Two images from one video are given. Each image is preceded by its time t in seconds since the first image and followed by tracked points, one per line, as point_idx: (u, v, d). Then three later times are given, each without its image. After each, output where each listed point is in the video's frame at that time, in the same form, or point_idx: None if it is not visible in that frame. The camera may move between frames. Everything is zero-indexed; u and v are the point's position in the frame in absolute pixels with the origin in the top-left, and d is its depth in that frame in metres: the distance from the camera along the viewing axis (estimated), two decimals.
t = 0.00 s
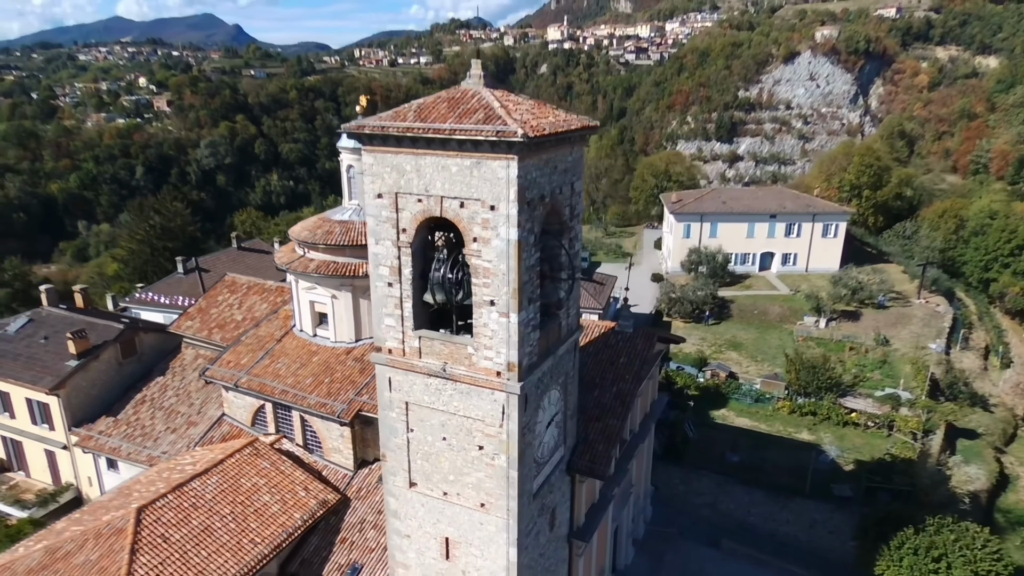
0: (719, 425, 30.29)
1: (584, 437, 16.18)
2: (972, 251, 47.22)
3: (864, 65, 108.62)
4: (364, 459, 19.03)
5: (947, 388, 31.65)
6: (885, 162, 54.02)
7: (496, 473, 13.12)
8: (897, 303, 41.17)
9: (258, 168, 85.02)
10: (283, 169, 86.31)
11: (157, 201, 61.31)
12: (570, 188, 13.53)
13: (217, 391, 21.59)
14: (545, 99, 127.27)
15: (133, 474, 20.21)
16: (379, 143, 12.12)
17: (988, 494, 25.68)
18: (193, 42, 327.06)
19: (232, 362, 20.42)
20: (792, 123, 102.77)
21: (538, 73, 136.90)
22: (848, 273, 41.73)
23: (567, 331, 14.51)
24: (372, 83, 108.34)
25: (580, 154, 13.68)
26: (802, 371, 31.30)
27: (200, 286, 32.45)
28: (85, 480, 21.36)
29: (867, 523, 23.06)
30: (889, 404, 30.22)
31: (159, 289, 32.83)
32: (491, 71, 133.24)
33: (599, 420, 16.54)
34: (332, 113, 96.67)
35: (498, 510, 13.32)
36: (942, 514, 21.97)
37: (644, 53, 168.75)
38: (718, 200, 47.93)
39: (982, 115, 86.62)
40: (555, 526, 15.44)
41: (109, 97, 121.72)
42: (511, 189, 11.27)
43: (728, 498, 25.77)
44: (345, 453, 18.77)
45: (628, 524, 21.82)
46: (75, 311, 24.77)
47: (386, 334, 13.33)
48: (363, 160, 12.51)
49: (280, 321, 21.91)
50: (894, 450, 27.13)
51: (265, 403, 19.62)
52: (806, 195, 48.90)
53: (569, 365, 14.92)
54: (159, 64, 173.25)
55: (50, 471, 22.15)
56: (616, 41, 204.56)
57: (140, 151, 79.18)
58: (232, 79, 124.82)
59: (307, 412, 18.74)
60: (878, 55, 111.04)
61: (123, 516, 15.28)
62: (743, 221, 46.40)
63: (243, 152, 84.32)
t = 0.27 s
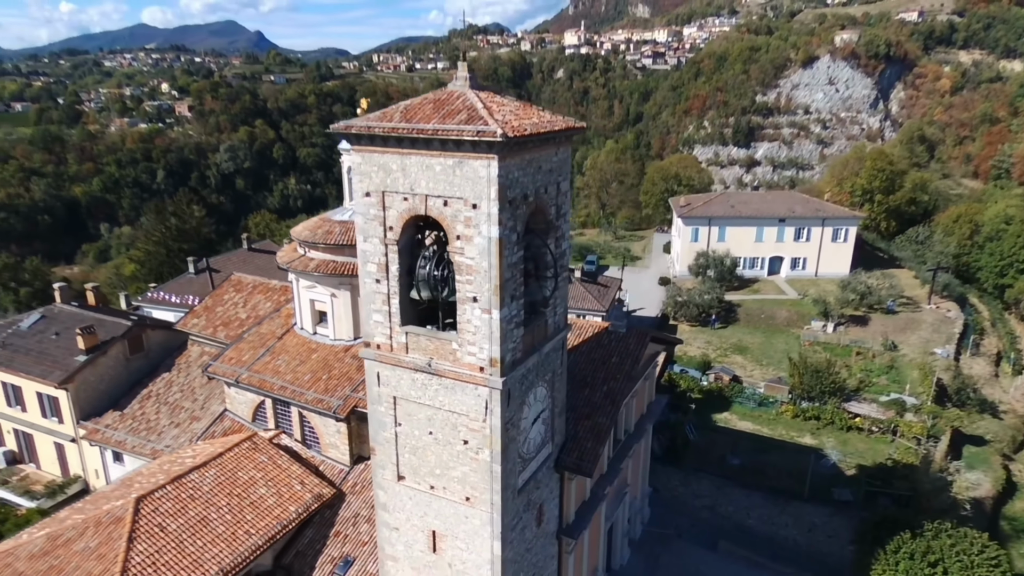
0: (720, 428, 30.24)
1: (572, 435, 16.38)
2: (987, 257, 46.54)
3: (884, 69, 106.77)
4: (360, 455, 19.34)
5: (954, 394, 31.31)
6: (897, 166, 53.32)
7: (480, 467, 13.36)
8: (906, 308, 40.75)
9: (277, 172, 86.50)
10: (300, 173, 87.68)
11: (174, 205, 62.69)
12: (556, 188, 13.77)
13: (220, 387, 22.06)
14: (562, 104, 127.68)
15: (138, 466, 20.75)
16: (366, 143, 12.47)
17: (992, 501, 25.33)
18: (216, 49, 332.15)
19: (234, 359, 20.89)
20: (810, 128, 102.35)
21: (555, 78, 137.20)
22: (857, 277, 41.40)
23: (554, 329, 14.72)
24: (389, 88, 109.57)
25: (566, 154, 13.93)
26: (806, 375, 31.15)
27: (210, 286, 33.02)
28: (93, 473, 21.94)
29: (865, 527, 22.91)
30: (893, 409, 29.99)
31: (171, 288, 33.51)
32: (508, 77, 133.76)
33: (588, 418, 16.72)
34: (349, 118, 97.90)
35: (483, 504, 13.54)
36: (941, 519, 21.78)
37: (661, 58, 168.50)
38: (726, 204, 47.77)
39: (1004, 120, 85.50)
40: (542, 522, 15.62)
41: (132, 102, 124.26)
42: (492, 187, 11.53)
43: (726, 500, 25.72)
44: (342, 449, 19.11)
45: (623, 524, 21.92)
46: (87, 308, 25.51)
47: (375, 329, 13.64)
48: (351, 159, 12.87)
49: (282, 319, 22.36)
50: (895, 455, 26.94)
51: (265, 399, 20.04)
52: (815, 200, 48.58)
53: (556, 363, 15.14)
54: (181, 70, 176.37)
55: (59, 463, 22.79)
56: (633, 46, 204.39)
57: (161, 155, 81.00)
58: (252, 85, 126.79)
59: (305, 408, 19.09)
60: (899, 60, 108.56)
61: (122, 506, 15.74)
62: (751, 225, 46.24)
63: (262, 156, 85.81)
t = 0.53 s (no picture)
0: (722, 431, 30.22)
1: (563, 433, 16.54)
2: (1001, 262, 45.93)
3: (904, 73, 106.04)
4: (358, 451, 19.65)
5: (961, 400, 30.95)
6: (910, 170, 52.81)
7: (467, 462, 13.58)
8: (916, 312, 40.35)
9: (293, 176, 88.00)
10: (316, 177, 89.38)
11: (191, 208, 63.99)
12: (543, 188, 13.99)
13: (224, 384, 22.53)
14: (576, 108, 127.88)
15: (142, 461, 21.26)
16: (357, 144, 12.79)
17: (997, 507, 25.03)
18: (237, 55, 336.51)
19: (237, 356, 21.33)
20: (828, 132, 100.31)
21: (570, 83, 137.45)
22: (866, 281, 41.10)
23: (543, 327, 14.92)
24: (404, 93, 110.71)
25: (554, 155, 14.15)
26: (809, 378, 31.04)
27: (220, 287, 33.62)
28: (99, 467, 22.49)
29: (864, 532, 22.83)
30: (898, 414, 29.78)
31: (181, 288, 34.17)
32: (522, 82, 134.28)
33: (580, 417, 16.88)
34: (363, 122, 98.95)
35: (470, 499, 13.76)
36: (940, 523, 21.69)
37: (676, 62, 168.08)
38: (734, 208, 47.66)
39: None
40: (532, 518, 15.81)
41: (153, 107, 126.63)
42: (476, 187, 11.78)
43: (726, 503, 25.70)
44: (339, 445, 19.41)
45: (619, 524, 22.02)
46: (98, 307, 26.18)
47: (365, 326, 13.93)
48: (343, 159, 13.19)
49: (285, 318, 22.78)
50: (898, 460, 26.76)
51: (266, 396, 20.44)
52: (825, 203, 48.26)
53: (546, 361, 15.32)
54: (202, 76, 179.24)
55: (68, 457, 23.40)
56: (649, 50, 204.08)
57: (180, 160, 83.13)
58: (270, 90, 128.56)
59: (304, 405, 19.46)
60: (919, 63, 108.27)
61: (123, 497, 16.19)
62: (759, 229, 46.05)
63: (279, 160, 87.67)
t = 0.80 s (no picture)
0: (722, 434, 30.22)
1: (554, 431, 16.75)
2: (1012, 266, 45.48)
3: (920, 77, 105.02)
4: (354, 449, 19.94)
5: (966, 405, 30.74)
6: (919, 174, 52.41)
7: (455, 458, 13.81)
8: (922, 317, 40.07)
9: (306, 179, 89.55)
10: (328, 180, 90.75)
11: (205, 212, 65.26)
12: (532, 189, 14.24)
13: (226, 382, 22.96)
14: (588, 113, 128.04)
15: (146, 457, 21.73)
16: (347, 145, 13.10)
17: (1000, 513, 24.82)
18: (253, 60, 340.01)
19: (238, 355, 21.74)
20: (842, 136, 99.70)
21: (583, 87, 137.71)
22: (872, 285, 40.89)
23: (533, 326, 15.13)
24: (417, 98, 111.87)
25: (543, 157, 14.38)
26: (811, 382, 30.99)
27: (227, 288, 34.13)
28: (105, 463, 23.00)
29: (861, 535, 22.78)
30: (900, 418, 29.67)
31: (189, 289, 34.72)
32: (535, 86, 134.79)
33: (571, 416, 17.07)
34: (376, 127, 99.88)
35: (458, 494, 13.98)
36: (937, 527, 21.60)
37: (689, 66, 167.86)
38: (740, 212, 47.59)
39: None
40: (521, 515, 15.99)
41: (170, 112, 128.68)
42: (462, 187, 12.03)
43: (723, 505, 25.70)
44: (336, 443, 19.71)
45: (615, 524, 22.12)
46: (106, 306, 26.77)
47: (356, 324, 14.22)
48: (334, 161, 13.50)
49: (286, 318, 23.16)
50: (898, 464, 26.63)
51: (266, 394, 20.82)
52: (832, 207, 48.03)
53: (535, 359, 15.51)
54: (220, 81, 181.85)
55: (75, 453, 23.94)
56: (663, 54, 204.00)
57: (196, 164, 84.85)
58: (285, 95, 130.14)
59: (302, 402, 19.80)
60: (936, 66, 107.46)
61: (124, 490, 16.60)
62: (765, 232, 45.94)
63: (292, 164, 89.47)
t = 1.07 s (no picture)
0: (719, 431, 30.37)
1: (542, 424, 17.02)
2: (1017, 265, 45.27)
3: (932, 74, 104.17)
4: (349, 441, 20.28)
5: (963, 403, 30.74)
6: (923, 173, 52.22)
7: (440, 448, 14.10)
8: (923, 315, 40.01)
9: (315, 177, 91.03)
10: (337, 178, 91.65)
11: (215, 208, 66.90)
12: (519, 185, 14.49)
13: (226, 374, 23.37)
14: (597, 111, 127.97)
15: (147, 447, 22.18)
16: (336, 140, 13.39)
17: (994, 511, 24.82)
18: (264, 58, 341.77)
19: (237, 348, 22.15)
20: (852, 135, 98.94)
21: (591, 85, 137.71)
22: (872, 283, 40.87)
23: (520, 319, 15.39)
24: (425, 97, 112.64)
25: (530, 152, 14.62)
26: (807, 380, 31.10)
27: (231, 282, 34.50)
28: (108, 452, 23.48)
29: (852, 531, 22.87)
30: (897, 416, 29.73)
31: (193, 283, 35.23)
32: (543, 84, 134.93)
33: (560, 409, 17.31)
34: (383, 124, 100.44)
35: (444, 484, 14.28)
36: (927, 523, 21.69)
37: (699, 64, 167.37)
38: (742, 210, 47.63)
39: None
40: (509, 506, 16.25)
41: (182, 109, 129.94)
42: (446, 182, 12.30)
43: (717, 501, 25.82)
44: (331, 435, 20.06)
45: (607, 518, 22.34)
46: (110, 299, 27.28)
47: (346, 316, 14.55)
48: (324, 156, 13.82)
49: (285, 312, 23.54)
50: (892, 462, 26.69)
51: (264, 386, 21.20)
52: (835, 205, 47.94)
53: (522, 352, 15.76)
54: (231, 79, 183.28)
55: (79, 443, 24.43)
56: (672, 52, 203.52)
57: (206, 161, 86.38)
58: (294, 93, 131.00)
59: (298, 395, 20.16)
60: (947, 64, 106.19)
61: (122, 478, 17.02)
62: (767, 231, 45.96)
63: (301, 162, 91.26)
